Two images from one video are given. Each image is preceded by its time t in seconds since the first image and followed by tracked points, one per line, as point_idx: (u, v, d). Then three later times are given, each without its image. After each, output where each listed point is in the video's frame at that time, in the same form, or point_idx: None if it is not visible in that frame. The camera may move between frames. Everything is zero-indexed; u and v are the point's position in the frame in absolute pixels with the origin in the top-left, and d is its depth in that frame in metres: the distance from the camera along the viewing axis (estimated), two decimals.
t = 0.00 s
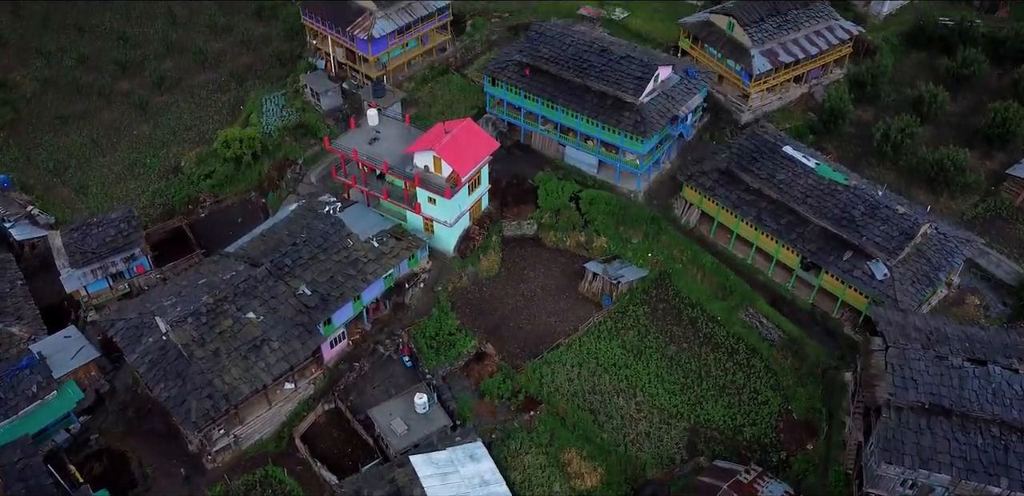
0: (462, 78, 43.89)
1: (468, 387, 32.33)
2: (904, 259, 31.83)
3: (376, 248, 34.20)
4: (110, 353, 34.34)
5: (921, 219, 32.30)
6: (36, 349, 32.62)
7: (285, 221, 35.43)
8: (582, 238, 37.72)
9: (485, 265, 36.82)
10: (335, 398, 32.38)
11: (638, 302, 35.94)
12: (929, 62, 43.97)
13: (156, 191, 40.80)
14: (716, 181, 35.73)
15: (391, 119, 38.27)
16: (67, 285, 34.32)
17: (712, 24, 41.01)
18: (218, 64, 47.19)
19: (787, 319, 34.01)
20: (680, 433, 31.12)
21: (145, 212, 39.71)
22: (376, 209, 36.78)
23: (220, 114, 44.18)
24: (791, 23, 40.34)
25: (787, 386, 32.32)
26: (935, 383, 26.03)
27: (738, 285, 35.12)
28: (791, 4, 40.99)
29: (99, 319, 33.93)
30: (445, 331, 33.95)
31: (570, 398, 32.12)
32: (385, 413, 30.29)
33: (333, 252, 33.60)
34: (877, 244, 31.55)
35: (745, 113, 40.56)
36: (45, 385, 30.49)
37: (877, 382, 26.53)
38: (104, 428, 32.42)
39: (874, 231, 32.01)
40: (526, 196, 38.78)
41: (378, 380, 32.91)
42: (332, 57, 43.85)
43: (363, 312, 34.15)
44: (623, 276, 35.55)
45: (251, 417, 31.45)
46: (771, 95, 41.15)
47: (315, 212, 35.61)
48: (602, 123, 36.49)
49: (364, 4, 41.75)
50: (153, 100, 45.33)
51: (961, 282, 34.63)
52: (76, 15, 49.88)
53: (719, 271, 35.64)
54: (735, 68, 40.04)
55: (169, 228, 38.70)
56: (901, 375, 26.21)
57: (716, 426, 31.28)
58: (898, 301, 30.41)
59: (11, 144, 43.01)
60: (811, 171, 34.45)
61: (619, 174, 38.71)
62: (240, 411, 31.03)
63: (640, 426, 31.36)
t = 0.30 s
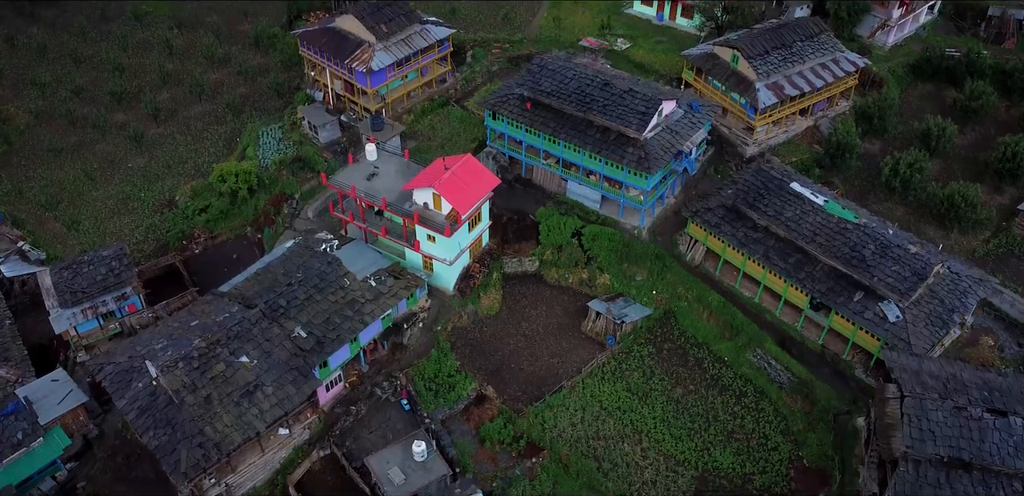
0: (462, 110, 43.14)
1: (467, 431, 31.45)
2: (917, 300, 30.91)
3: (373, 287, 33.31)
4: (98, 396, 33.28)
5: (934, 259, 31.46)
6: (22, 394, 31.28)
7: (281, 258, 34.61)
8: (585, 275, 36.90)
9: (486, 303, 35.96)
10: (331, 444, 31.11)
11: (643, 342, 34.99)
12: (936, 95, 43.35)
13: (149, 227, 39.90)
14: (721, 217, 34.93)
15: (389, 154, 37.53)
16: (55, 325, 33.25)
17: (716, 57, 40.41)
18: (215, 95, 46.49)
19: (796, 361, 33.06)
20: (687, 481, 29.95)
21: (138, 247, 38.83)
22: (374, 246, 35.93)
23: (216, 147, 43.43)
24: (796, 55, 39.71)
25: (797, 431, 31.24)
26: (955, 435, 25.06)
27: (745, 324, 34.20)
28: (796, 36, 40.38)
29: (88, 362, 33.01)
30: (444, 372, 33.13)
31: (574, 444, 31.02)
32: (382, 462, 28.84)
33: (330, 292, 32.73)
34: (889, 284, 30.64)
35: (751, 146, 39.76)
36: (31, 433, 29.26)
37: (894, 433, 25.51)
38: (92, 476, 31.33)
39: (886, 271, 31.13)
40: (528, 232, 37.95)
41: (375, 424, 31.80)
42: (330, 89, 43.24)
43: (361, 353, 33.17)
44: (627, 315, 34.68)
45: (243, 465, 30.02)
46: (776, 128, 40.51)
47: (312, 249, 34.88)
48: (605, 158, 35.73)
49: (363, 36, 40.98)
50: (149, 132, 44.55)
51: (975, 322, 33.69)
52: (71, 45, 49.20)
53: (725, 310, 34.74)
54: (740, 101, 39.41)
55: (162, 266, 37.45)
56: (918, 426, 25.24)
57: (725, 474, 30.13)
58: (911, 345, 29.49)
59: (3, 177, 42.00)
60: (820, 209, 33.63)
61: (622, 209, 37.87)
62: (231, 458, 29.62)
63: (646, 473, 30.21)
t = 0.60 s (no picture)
0: (462, 140, 42.52)
1: (468, 473, 30.05)
2: (930, 339, 30.03)
3: (371, 324, 32.48)
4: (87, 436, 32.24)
5: (946, 296, 30.66)
6: (7, 435, 30.37)
7: (276, 294, 33.83)
8: (587, 309, 36.01)
9: (486, 340, 35.12)
10: (326, 488, 29.83)
11: (648, 379, 34.02)
12: (943, 123, 42.69)
13: (143, 259, 39.10)
14: (727, 251, 34.14)
15: (388, 187, 36.83)
16: (44, 364, 32.39)
17: (720, 86, 39.84)
18: (211, 124, 45.84)
19: (805, 400, 32.18)
20: None
21: (131, 279, 38.00)
22: (372, 281, 35.12)
23: (213, 177, 42.75)
24: (802, 85, 39.12)
25: (808, 474, 30.08)
26: (974, 485, 24.15)
27: (753, 362, 33.29)
28: (801, 65, 39.81)
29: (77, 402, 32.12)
30: (444, 412, 32.25)
31: (577, 488, 29.91)
32: None
33: (326, 330, 31.87)
34: (901, 323, 29.80)
35: (756, 178, 39.07)
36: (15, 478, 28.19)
37: (911, 482, 24.57)
38: None
39: (897, 309, 30.31)
40: (529, 265, 36.99)
41: (373, 465, 30.66)
42: (328, 118, 42.61)
43: (358, 392, 32.10)
44: (632, 352, 33.76)
45: None
46: (782, 159, 39.87)
47: (308, 285, 34.08)
48: (608, 191, 35.00)
49: (362, 65, 40.45)
50: (144, 162, 43.84)
51: (990, 359, 32.76)
52: (67, 72, 48.60)
53: (732, 347, 33.87)
54: (745, 131, 38.77)
55: (154, 300, 36.60)
56: (935, 476, 24.39)
57: None
58: (925, 387, 28.59)
59: None
60: (828, 243, 32.87)
61: (625, 242, 37.05)
62: None
63: None
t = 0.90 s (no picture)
0: (462, 171, 41.80)
1: None
2: (945, 381, 29.10)
3: (368, 364, 31.59)
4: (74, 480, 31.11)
5: (961, 337, 29.78)
6: None
7: (270, 332, 32.82)
8: (591, 346, 35.07)
9: (487, 378, 34.18)
10: None
11: (653, 420, 32.88)
12: (951, 154, 42.02)
13: (136, 292, 38.22)
14: (734, 288, 33.26)
15: (387, 220, 36.04)
16: (30, 404, 31.38)
17: (725, 117, 39.19)
18: (208, 154, 45.14)
19: (816, 443, 31.18)
20: None
21: (122, 314, 37.12)
22: (369, 318, 34.22)
23: (208, 209, 41.99)
24: (808, 116, 38.48)
25: None
26: None
27: (761, 402, 32.30)
28: (806, 96, 39.18)
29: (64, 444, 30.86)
30: (443, 454, 31.19)
31: None
32: None
33: (322, 370, 30.86)
34: (914, 365, 28.95)
35: (762, 210, 38.19)
36: None
37: None
38: None
39: (910, 350, 29.44)
40: (531, 300, 36.07)
41: None
42: (325, 149, 41.90)
43: (354, 434, 30.97)
44: (636, 391, 32.80)
45: None
46: (788, 191, 39.11)
47: (304, 322, 33.17)
48: (611, 226, 34.21)
49: (361, 95, 39.79)
50: (138, 192, 43.08)
51: (1005, 399, 31.85)
52: (62, 100, 47.97)
53: (739, 386, 32.94)
54: (750, 162, 38.04)
55: (146, 337, 35.64)
56: None
57: None
58: (941, 432, 27.69)
59: None
60: (838, 281, 32.05)
61: (629, 276, 36.12)
62: None
63: None
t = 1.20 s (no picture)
0: (462, 201, 41.07)
1: None
2: (961, 423, 28.12)
3: (365, 403, 30.63)
4: None
5: (977, 377, 28.85)
6: None
7: (264, 369, 31.76)
8: (594, 383, 34.19)
9: (487, 416, 33.17)
10: None
11: (659, 460, 31.84)
12: (959, 183, 41.32)
13: (128, 325, 37.24)
14: (742, 324, 32.34)
15: (385, 253, 35.20)
16: (16, 446, 30.35)
17: (730, 147, 38.52)
18: (204, 183, 44.43)
19: (828, 485, 30.15)
20: None
21: (113, 348, 36.18)
22: (366, 355, 33.27)
23: (204, 239, 41.21)
24: (814, 146, 37.81)
25: None
26: None
27: (771, 442, 31.31)
28: (812, 125, 38.52)
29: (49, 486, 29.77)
30: None
31: None
32: None
33: (317, 411, 29.86)
34: (929, 406, 27.94)
35: (768, 242, 37.42)
36: None
37: None
38: None
39: (925, 390, 28.48)
40: (532, 335, 35.13)
41: None
42: (323, 179, 41.26)
43: (350, 477, 29.93)
44: (641, 431, 31.82)
45: None
46: (795, 222, 38.28)
47: (299, 359, 32.19)
48: (615, 259, 33.39)
49: (360, 124, 39.17)
50: (133, 222, 42.32)
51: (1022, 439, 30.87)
52: (57, 128, 47.35)
53: (747, 425, 31.95)
54: (755, 193, 37.29)
55: (138, 373, 34.75)
56: None
57: None
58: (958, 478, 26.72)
59: None
60: (848, 318, 31.18)
61: (633, 311, 35.19)
62: None
63: None
